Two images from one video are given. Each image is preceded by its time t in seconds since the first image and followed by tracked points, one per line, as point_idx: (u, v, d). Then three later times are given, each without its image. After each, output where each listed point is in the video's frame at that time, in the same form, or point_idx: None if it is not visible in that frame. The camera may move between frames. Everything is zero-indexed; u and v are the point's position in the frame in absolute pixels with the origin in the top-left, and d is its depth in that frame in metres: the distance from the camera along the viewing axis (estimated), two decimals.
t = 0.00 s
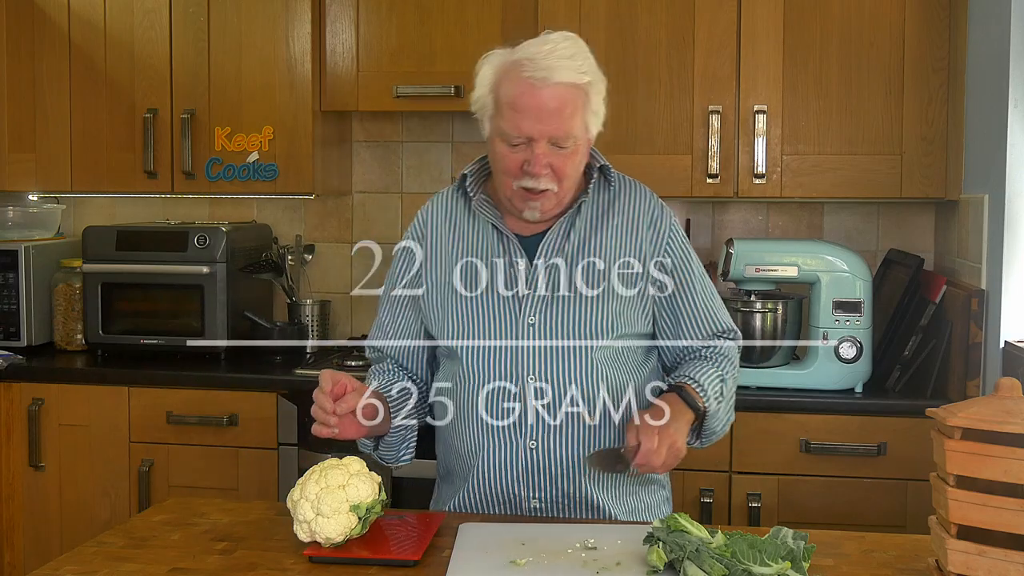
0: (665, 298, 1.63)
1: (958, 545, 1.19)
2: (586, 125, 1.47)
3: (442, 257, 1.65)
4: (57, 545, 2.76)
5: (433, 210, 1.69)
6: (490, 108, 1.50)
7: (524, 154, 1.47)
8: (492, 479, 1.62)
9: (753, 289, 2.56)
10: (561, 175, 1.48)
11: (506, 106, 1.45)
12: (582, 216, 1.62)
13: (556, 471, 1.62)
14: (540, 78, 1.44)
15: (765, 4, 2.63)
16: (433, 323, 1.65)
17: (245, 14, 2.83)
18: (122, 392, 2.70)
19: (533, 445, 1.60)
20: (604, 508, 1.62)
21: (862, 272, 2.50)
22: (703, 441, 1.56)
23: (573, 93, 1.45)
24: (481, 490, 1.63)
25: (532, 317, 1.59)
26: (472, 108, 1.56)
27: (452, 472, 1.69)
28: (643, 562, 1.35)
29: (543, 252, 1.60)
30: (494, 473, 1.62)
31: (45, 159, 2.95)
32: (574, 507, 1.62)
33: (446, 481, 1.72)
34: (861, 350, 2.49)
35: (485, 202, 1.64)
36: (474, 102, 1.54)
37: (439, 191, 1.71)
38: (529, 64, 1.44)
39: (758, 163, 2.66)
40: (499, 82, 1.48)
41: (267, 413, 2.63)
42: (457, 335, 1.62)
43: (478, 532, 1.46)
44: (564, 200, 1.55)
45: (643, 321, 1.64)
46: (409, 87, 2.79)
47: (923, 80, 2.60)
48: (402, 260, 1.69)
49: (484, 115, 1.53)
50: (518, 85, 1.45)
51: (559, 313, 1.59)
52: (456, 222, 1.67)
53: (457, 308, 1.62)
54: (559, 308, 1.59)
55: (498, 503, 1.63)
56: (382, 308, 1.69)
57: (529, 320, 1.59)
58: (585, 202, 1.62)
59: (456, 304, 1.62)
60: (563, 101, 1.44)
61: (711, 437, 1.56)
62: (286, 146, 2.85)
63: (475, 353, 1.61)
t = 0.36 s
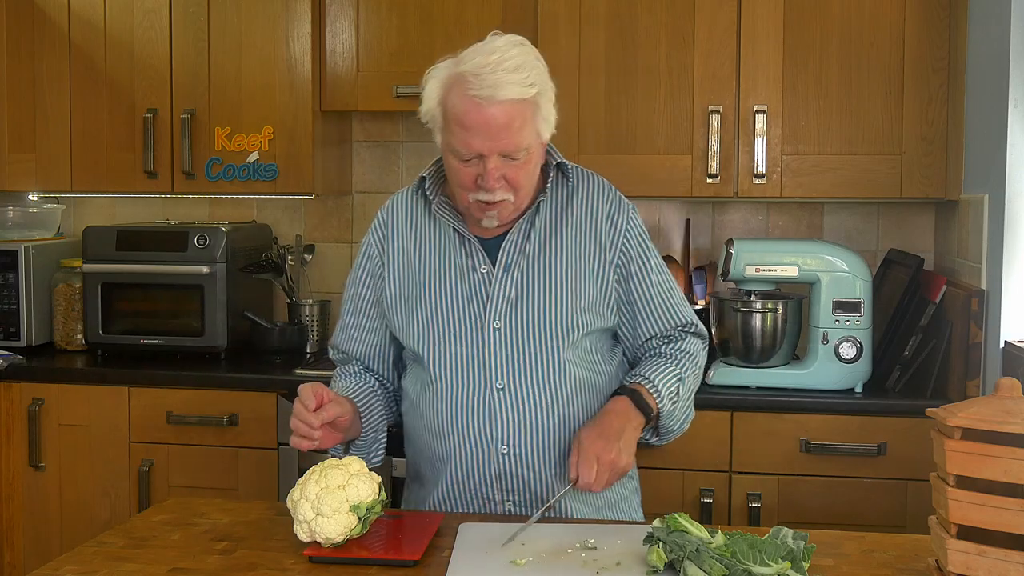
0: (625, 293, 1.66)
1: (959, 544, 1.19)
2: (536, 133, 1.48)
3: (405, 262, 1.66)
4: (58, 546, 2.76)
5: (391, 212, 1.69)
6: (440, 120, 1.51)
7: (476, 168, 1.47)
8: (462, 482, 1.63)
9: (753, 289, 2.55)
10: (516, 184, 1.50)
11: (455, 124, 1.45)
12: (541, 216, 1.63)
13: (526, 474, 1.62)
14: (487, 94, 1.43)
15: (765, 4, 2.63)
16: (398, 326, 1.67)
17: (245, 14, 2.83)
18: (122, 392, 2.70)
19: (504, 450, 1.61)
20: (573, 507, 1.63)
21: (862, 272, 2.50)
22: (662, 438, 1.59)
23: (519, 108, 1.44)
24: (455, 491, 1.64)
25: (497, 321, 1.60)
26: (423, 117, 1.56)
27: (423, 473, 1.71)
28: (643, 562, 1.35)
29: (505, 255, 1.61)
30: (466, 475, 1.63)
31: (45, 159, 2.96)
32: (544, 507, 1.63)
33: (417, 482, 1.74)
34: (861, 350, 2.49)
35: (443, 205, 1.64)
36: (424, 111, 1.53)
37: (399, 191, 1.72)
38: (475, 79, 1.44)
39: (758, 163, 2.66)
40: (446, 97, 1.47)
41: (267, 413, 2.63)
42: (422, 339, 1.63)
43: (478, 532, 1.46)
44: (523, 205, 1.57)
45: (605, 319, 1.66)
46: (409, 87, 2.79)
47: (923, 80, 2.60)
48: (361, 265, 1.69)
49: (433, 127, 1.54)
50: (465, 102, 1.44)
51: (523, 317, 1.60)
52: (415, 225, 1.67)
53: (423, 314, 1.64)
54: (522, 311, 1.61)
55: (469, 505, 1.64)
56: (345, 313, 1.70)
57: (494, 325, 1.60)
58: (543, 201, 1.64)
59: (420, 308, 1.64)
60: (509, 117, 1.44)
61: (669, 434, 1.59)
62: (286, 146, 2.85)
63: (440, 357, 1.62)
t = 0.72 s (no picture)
0: (603, 284, 1.71)
1: (959, 544, 1.19)
2: (513, 146, 1.49)
3: (375, 265, 1.66)
4: (58, 546, 2.76)
5: (356, 217, 1.69)
6: (415, 134, 1.50)
7: (456, 182, 1.48)
8: (444, 485, 1.62)
9: (753, 289, 2.55)
10: (495, 193, 1.51)
11: (433, 143, 1.45)
12: (514, 217, 1.66)
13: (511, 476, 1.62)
14: (467, 115, 1.42)
15: (765, 4, 2.63)
16: (369, 331, 1.66)
17: (245, 13, 2.83)
18: (122, 393, 2.70)
19: (490, 453, 1.61)
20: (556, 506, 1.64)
21: (862, 272, 2.50)
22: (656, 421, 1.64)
23: (498, 125, 1.45)
24: (437, 495, 1.63)
25: (475, 323, 1.61)
26: (394, 125, 1.55)
27: (398, 478, 1.69)
28: (643, 562, 1.35)
29: (480, 256, 1.63)
30: (447, 476, 1.62)
31: (45, 159, 2.96)
32: (527, 507, 1.63)
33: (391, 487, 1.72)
34: (861, 350, 2.49)
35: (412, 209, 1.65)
36: (397, 124, 1.52)
37: (363, 195, 1.72)
38: (453, 98, 1.43)
39: (758, 163, 2.66)
40: (424, 113, 1.46)
41: (267, 413, 2.63)
42: (398, 343, 1.63)
43: (479, 532, 1.46)
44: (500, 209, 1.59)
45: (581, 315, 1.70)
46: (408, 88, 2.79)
47: (923, 80, 2.60)
48: (328, 272, 1.69)
49: (408, 139, 1.53)
50: (445, 121, 1.44)
51: (502, 318, 1.62)
52: (384, 228, 1.67)
53: (398, 317, 1.64)
54: (501, 312, 1.62)
55: (450, 508, 1.63)
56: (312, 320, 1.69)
57: (473, 327, 1.61)
58: (515, 203, 1.66)
59: (395, 312, 1.64)
60: (489, 136, 1.44)
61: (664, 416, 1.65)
62: (286, 147, 2.85)
63: (418, 361, 1.62)
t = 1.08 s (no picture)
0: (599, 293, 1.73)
1: (959, 544, 1.19)
2: (501, 161, 1.47)
3: (376, 268, 1.65)
4: (57, 546, 2.76)
5: (355, 215, 1.67)
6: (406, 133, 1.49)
7: (435, 188, 1.47)
8: (444, 490, 1.63)
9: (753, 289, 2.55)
10: (476, 205, 1.49)
11: (418, 146, 1.44)
12: (518, 225, 1.66)
13: (511, 482, 1.63)
14: (453, 123, 1.41)
15: (765, 4, 2.63)
16: (367, 334, 1.65)
17: (245, 13, 2.83)
18: (122, 393, 2.70)
19: (493, 461, 1.62)
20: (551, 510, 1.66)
21: (862, 272, 2.50)
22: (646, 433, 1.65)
23: (483, 138, 1.43)
24: (433, 500, 1.63)
25: (480, 330, 1.61)
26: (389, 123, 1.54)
27: (392, 481, 1.69)
28: (643, 562, 1.35)
29: (485, 263, 1.63)
30: (447, 481, 1.62)
31: (45, 159, 2.96)
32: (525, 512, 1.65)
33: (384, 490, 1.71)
34: (861, 350, 2.49)
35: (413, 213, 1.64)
36: (391, 120, 1.52)
37: (360, 192, 1.71)
38: (440, 104, 1.42)
39: (758, 163, 2.66)
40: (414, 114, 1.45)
41: (267, 413, 2.63)
42: (400, 349, 1.63)
43: (479, 532, 1.46)
44: (488, 222, 1.57)
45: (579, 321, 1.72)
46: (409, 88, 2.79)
47: (923, 80, 2.60)
48: (324, 272, 1.66)
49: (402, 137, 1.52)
50: (430, 125, 1.42)
51: (505, 325, 1.63)
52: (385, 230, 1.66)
53: (399, 322, 1.63)
54: (504, 321, 1.63)
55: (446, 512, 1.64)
56: (305, 320, 1.66)
57: (478, 336, 1.61)
58: (519, 211, 1.66)
59: (395, 317, 1.63)
60: (473, 148, 1.43)
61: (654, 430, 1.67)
62: (286, 147, 2.85)
63: (419, 367, 1.62)
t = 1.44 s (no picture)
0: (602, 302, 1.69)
1: (959, 544, 1.19)
2: (490, 160, 1.46)
3: (379, 268, 1.66)
4: (57, 546, 2.76)
5: (364, 213, 1.69)
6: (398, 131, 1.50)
7: (424, 186, 1.47)
8: (440, 491, 1.63)
9: (753, 289, 2.55)
10: (466, 204, 1.49)
11: (405, 144, 1.45)
12: (521, 227, 1.65)
13: (505, 487, 1.63)
14: (437, 120, 1.40)
15: (765, 4, 2.63)
16: (370, 332, 1.66)
17: (245, 13, 2.82)
18: (122, 392, 2.70)
19: (485, 465, 1.62)
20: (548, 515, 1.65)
21: (862, 272, 2.50)
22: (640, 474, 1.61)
23: (468, 136, 1.42)
24: (429, 501, 1.64)
25: (477, 333, 1.61)
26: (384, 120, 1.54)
27: (393, 477, 1.70)
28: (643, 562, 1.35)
29: (485, 266, 1.62)
30: (443, 482, 1.63)
31: (45, 159, 2.96)
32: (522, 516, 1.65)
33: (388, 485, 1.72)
34: (861, 350, 2.49)
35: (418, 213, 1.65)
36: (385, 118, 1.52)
37: (372, 188, 1.72)
38: (424, 101, 1.42)
39: (758, 163, 2.66)
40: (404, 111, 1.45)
41: (267, 413, 2.63)
42: (399, 349, 1.64)
43: (478, 532, 1.46)
44: (486, 222, 1.56)
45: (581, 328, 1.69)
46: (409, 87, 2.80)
47: (923, 80, 2.60)
48: (331, 268, 1.68)
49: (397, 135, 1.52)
50: (415, 122, 1.42)
51: (504, 330, 1.62)
52: (392, 227, 1.67)
53: (400, 322, 1.64)
54: (502, 325, 1.62)
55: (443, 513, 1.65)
56: (311, 315, 1.69)
57: (474, 339, 1.61)
58: (523, 213, 1.66)
59: (397, 317, 1.64)
60: (457, 146, 1.42)
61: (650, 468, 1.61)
62: (286, 147, 2.85)
63: (418, 368, 1.62)
